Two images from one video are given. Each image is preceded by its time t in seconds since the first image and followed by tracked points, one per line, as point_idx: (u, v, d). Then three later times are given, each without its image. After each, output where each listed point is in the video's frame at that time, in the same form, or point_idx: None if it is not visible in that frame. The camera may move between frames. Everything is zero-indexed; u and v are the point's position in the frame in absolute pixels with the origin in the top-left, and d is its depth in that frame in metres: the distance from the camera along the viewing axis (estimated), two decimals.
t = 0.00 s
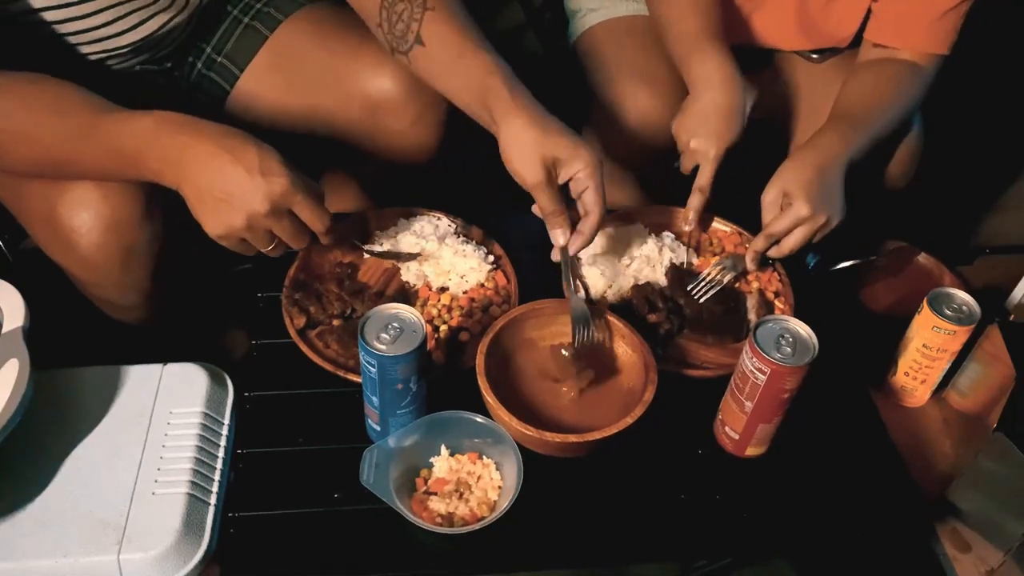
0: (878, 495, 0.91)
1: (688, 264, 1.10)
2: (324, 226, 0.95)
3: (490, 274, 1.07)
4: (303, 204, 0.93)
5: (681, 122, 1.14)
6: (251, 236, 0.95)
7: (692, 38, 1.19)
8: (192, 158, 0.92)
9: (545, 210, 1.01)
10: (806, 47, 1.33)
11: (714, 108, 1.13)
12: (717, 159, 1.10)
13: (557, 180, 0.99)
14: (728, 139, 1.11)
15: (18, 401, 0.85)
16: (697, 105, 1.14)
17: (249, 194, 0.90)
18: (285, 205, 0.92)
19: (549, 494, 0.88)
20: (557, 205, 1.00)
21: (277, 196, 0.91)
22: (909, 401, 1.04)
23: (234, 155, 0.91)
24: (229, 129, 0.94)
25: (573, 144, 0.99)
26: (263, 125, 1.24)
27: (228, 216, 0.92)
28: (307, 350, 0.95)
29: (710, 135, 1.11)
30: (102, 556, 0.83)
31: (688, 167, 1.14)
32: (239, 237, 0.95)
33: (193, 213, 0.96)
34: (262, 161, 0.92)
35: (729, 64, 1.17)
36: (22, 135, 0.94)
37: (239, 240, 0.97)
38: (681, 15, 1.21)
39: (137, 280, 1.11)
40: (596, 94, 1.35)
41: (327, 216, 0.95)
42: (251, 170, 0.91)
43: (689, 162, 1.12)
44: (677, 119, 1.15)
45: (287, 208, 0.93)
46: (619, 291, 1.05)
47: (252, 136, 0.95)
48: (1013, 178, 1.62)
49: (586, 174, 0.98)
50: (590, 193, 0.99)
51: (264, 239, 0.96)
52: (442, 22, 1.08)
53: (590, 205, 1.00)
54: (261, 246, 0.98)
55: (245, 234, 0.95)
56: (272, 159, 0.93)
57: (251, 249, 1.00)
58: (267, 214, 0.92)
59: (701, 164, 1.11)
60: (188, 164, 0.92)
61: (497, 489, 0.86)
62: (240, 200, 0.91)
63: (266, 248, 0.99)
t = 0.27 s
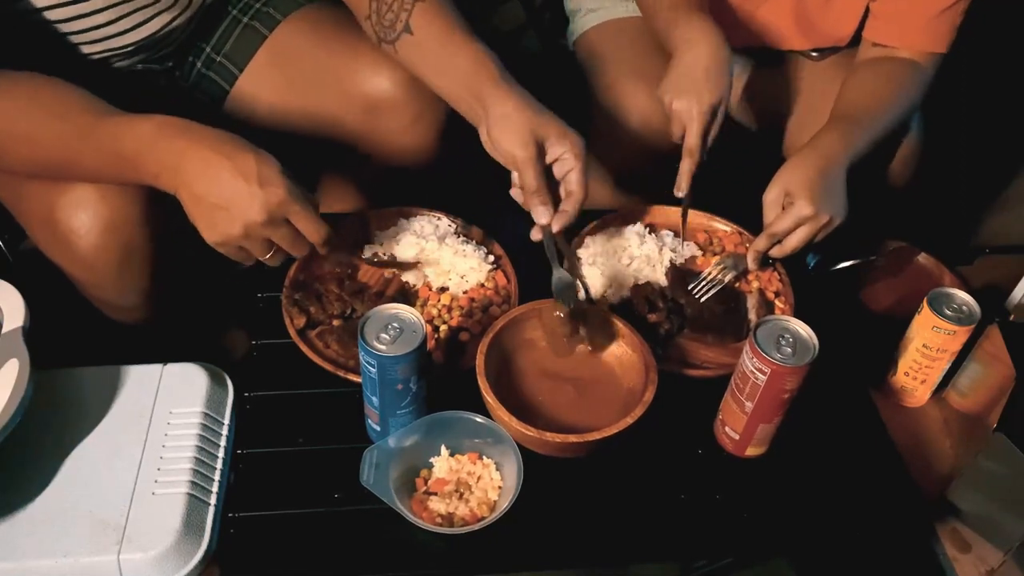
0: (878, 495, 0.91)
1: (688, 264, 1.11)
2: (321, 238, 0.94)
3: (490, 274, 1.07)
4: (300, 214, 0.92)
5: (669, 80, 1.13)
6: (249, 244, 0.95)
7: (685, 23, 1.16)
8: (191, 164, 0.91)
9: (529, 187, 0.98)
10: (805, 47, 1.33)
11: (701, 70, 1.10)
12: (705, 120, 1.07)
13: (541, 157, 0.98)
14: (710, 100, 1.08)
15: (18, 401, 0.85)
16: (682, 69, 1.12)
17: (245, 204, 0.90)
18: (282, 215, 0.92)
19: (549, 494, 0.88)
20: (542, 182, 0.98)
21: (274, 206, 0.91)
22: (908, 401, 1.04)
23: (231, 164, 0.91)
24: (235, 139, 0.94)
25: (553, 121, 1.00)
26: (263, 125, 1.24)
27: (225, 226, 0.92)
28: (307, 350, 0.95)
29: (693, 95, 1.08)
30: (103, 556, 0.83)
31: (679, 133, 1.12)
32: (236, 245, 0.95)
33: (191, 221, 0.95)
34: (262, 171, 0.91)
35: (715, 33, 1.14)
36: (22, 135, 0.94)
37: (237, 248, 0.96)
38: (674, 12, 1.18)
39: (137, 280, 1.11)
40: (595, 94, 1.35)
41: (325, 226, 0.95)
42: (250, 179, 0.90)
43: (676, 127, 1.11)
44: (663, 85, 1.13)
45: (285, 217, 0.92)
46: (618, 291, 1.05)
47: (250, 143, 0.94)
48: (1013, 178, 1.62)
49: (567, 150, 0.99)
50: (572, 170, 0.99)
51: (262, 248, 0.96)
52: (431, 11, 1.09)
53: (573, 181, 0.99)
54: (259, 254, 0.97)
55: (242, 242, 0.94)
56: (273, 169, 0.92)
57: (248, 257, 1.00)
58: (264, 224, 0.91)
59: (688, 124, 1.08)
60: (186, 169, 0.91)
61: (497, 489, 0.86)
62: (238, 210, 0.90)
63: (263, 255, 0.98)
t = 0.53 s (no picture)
0: (878, 495, 0.91)
1: (688, 263, 1.10)
2: (312, 267, 0.94)
3: (490, 274, 1.07)
4: (292, 243, 0.92)
5: (665, 123, 1.16)
6: (236, 271, 0.93)
7: (682, 53, 1.19)
8: (186, 181, 0.90)
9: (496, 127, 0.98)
10: (803, 47, 1.33)
11: (696, 108, 1.14)
12: (702, 156, 1.10)
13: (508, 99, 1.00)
14: (708, 136, 1.11)
15: (18, 402, 0.85)
16: (681, 106, 1.15)
17: (238, 228, 0.90)
18: (275, 243, 0.91)
19: (549, 494, 0.88)
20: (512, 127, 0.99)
21: (267, 233, 0.90)
22: (908, 401, 1.04)
23: (228, 187, 0.90)
24: (234, 161, 0.93)
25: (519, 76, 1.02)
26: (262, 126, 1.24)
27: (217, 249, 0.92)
28: (307, 350, 0.95)
29: (689, 133, 1.11)
30: (103, 556, 0.83)
31: (677, 170, 1.14)
32: (224, 269, 0.94)
33: (182, 236, 0.95)
34: (258, 195, 0.90)
35: (711, 70, 1.18)
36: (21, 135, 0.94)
37: (223, 273, 0.94)
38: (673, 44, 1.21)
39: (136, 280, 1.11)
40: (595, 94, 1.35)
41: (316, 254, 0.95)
42: (245, 203, 0.90)
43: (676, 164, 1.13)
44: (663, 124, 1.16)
45: (277, 245, 0.92)
46: (619, 291, 1.05)
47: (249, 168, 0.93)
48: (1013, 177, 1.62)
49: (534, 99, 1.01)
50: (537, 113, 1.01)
51: (246, 276, 0.93)
52: None
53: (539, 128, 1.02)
54: (242, 283, 0.94)
55: (230, 267, 0.93)
56: (269, 194, 0.92)
57: (225, 292, 0.96)
58: (256, 250, 0.91)
59: (687, 161, 1.11)
60: (182, 188, 0.91)
61: (497, 489, 0.86)
62: (231, 234, 0.90)
63: (249, 288, 0.95)
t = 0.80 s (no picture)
0: (878, 495, 0.91)
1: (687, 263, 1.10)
2: (307, 271, 0.94)
3: (490, 274, 1.07)
4: (287, 248, 0.91)
5: (656, 118, 1.16)
6: (229, 274, 0.93)
7: (674, 54, 1.19)
8: (185, 185, 0.90)
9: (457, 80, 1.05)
10: (804, 50, 1.33)
11: (687, 105, 1.14)
12: (690, 152, 1.10)
13: (472, 56, 1.07)
14: (696, 132, 1.11)
15: (18, 403, 0.85)
16: (672, 105, 1.15)
17: (232, 231, 0.89)
18: (269, 247, 0.91)
19: (549, 494, 0.88)
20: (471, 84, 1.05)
21: (261, 238, 0.90)
22: (908, 401, 1.04)
23: (224, 190, 0.90)
24: (232, 164, 0.92)
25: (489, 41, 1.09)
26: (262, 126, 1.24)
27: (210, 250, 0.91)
28: (307, 350, 0.95)
29: (678, 129, 1.12)
30: (102, 556, 0.83)
31: (665, 167, 1.14)
32: (218, 271, 0.94)
33: (178, 236, 0.95)
34: (256, 200, 0.90)
35: (703, 70, 1.17)
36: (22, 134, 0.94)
37: (217, 276, 0.94)
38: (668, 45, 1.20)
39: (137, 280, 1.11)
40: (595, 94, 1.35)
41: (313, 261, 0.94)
42: (242, 207, 0.89)
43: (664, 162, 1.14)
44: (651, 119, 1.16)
45: (273, 250, 0.91)
46: (618, 291, 1.05)
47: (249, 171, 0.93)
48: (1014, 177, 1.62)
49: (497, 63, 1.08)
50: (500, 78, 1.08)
51: (240, 279, 0.93)
52: None
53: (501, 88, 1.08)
54: (236, 287, 0.94)
55: (224, 269, 0.93)
56: (266, 198, 0.91)
57: (219, 296, 0.96)
58: (250, 254, 0.90)
59: (674, 156, 1.11)
60: (180, 191, 0.91)
61: (497, 489, 0.85)
62: (227, 238, 0.90)
63: (242, 293, 0.94)
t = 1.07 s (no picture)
0: (878, 495, 0.91)
1: (687, 263, 1.10)
2: (306, 274, 0.93)
3: (490, 274, 1.07)
4: (288, 250, 0.91)
5: (675, 132, 1.16)
6: (229, 274, 0.93)
7: (688, 66, 1.18)
8: (186, 187, 0.90)
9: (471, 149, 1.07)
10: (804, 51, 1.33)
11: (710, 120, 1.14)
12: (709, 170, 1.10)
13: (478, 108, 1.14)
14: (717, 150, 1.11)
15: (18, 402, 0.85)
16: (689, 118, 1.15)
17: (233, 232, 0.89)
18: (269, 250, 0.91)
19: (548, 494, 0.88)
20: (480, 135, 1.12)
21: (262, 241, 0.90)
22: (908, 401, 1.04)
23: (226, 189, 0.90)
24: (235, 166, 0.92)
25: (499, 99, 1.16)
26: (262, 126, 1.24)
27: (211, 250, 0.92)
28: (307, 350, 0.95)
29: (699, 145, 1.12)
30: (103, 556, 0.83)
31: (682, 182, 1.14)
32: (218, 271, 0.94)
33: (178, 238, 0.95)
34: (257, 201, 0.90)
35: (720, 86, 1.16)
36: (20, 134, 0.94)
37: (215, 277, 0.94)
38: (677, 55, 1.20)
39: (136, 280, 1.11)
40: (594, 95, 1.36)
41: (313, 264, 0.94)
42: (243, 209, 0.89)
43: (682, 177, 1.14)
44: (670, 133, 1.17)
45: (273, 252, 0.91)
46: (619, 291, 1.05)
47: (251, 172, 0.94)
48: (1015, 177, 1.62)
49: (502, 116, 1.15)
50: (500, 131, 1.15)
51: (239, 281, 0.93)
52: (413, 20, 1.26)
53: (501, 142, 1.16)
54: (234, 288, 0.94)
55: (224, 270, 0.93)
56: (267, 200, 0.91)
57: (217, 295, 0.96)
58: (251, 256, 0.91)
59: (693, 173, 1.11)
60: (181, 190, 0.91)
61: (497, 489, 0.85)
62: (227, 240, 0.90)
63: (241, 293, 0.94)
